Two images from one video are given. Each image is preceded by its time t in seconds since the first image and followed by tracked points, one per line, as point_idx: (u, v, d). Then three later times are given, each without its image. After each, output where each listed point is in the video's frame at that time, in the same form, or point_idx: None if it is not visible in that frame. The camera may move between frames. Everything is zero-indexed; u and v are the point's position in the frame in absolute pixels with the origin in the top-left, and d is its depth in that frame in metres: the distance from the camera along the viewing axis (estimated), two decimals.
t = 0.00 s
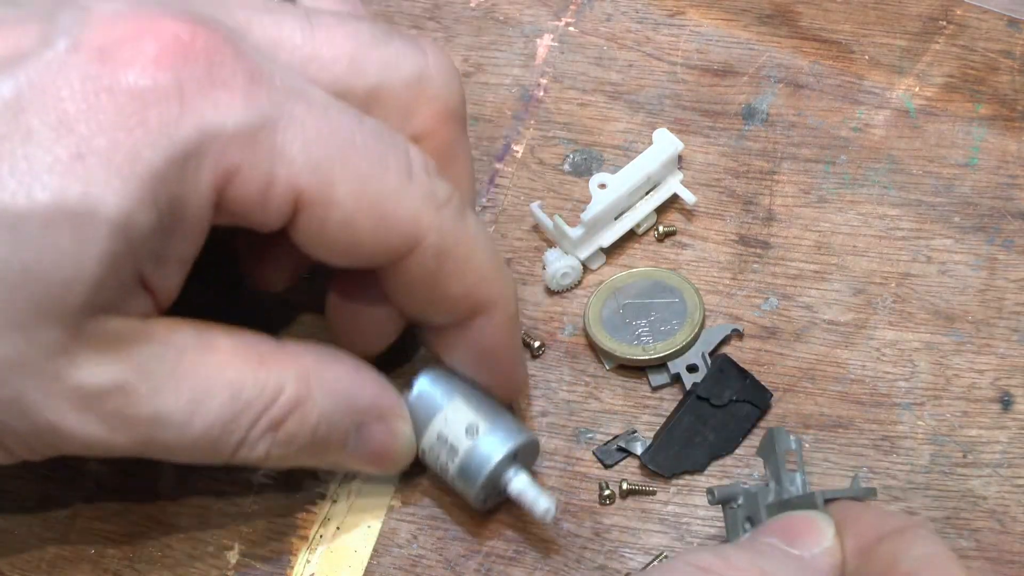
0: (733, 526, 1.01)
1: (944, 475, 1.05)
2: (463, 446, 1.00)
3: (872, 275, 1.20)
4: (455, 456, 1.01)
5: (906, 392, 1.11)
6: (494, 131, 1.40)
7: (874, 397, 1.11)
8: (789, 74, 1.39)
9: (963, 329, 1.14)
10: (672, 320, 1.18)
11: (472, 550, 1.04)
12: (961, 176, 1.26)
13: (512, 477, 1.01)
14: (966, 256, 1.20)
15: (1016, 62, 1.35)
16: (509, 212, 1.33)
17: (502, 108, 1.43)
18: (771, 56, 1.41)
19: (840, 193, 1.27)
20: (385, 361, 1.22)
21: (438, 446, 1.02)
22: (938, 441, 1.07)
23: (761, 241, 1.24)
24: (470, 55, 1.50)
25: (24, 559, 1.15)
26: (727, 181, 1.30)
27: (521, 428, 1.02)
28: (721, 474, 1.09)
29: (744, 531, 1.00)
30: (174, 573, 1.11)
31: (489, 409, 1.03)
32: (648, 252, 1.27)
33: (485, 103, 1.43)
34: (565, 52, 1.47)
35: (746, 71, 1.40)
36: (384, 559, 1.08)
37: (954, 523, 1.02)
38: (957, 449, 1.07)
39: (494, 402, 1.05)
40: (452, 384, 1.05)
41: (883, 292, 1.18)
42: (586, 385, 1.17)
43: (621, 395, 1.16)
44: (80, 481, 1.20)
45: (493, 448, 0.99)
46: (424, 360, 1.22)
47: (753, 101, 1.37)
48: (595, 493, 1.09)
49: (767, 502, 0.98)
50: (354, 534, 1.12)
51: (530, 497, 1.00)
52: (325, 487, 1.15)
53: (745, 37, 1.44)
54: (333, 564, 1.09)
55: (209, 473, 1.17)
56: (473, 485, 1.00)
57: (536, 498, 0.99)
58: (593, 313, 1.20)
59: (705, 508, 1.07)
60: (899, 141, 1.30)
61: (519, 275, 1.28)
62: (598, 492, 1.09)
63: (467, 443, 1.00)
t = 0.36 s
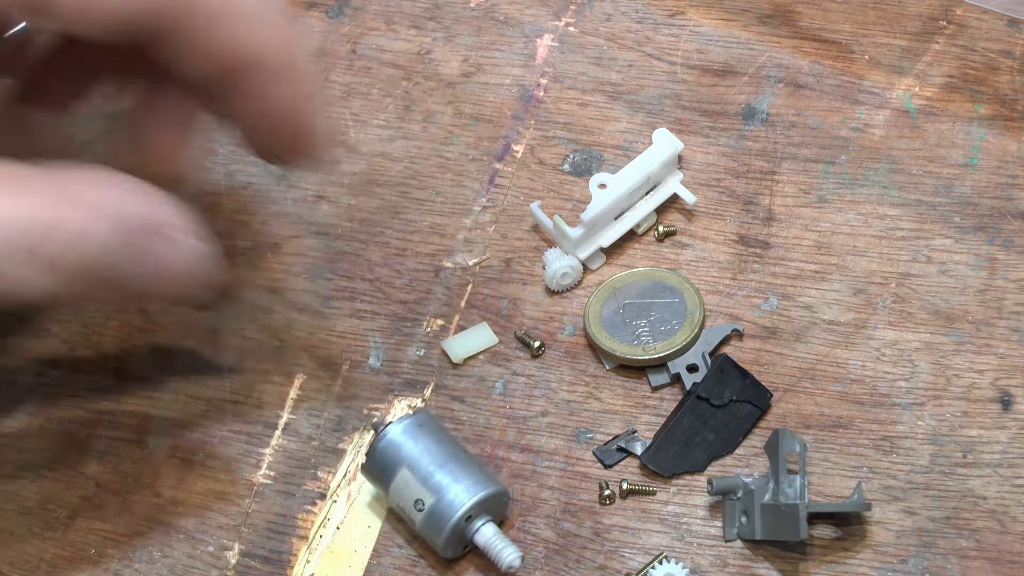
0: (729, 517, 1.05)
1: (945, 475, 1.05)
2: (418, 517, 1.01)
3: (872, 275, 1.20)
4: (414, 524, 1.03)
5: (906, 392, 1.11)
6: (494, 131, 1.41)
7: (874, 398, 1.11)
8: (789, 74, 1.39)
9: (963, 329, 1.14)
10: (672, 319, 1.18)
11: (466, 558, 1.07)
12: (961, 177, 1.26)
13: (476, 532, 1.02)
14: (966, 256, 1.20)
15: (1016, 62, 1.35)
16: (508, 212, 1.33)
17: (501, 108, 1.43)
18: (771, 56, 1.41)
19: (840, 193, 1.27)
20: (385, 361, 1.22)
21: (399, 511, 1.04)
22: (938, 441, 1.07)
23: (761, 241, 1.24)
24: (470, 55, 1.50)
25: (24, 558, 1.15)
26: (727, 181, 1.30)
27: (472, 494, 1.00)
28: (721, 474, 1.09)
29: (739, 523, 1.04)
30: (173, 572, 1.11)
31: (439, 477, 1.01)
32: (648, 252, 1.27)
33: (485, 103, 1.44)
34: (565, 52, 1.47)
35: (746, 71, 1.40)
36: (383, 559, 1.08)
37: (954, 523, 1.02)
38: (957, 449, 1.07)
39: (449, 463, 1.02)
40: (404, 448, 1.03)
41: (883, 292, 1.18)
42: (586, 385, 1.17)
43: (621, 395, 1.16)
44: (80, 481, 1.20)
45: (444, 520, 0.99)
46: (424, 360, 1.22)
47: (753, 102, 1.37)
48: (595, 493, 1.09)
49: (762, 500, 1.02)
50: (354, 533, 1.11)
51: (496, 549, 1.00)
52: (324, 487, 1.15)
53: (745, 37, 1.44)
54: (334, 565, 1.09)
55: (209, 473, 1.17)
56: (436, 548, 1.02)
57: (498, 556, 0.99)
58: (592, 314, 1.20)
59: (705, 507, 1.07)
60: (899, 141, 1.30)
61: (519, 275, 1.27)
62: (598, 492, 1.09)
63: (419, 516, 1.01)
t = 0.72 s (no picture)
0: (729, 517, 1.05)
1: (944, 475, 1.05)
2: (442, 491, 1.01)
3: (872, 275, 1.20)
4: (434, 500, 1.02)
5: (906, 392, 1.11)
6: (494, 131, 1.41)
7: (874, 398, 1.11)
8: (788, 74, 1.39)
9: (962, 329, 1.14)
10: (671, 320, 1.18)
11: (466, 557, 1.07)
12: (961, 177, 1.26)
13: (493, 516, 1.02)
14: (966, 256, 1.20)
15: (1016, 62, 1.35)
16: (508, 212, 1.33)
17: (501, 108, 1.43)
18: (771, 55, 1.41)
19: (840, 193, 1.27)
20: (385, 360, 1.22)
21: (419, 489, 1.03)
22: (938, 441, 1.07)
23: (761, 241, 1.24)
24: (470, 54, 1.50)
25: (24, 558, 1.15)
26: (727, 181, 1.30)
27: (496, 475, 1.01)
28: (721, 474, 1.09)
29: (739, 522, 1.04)
30: (173, 572, 1.11)
31: (466, 454, 1.02)
32: (648, 252, 1.27)
33: (486, 103, 1.43)
34: (565, 52, 1.48)
35: (746, 71, 1.40)
36: (383, 559, 1.08)
37: (954, 523, 1.02)
38: (957, 449, 1.07)
39: (475, 444, 1.04)
40: (433, 424, 1.04)
41: (883, 292, 1.18)
42: (587, 385, 1.17)
43: (621, 395, 1.16)
44: (80, 481, 1.20)
45: (471, 493, 1.00)
46: (424, 360, 1.22)
47: (753, 102, 1.37)
48: (595, 493, 1.10)
49: (762, 501, 1.02)
50: (354, 533, 1.11)
51: (512, 535, 1.00)
52: (324, 487, 1.14)
53: (745, 37, 1.44)
54: (334, 565, 1.09)
55: (209, 473, 1.17)
56: (453, 528, 1.01)
57: (516, 539, 1.00)
58: (592, 314, 1.20)
59: (705, 507, 1.07)
60: (899, 141, 1.30)
61: (519, 275, 1.27)
62: (598, 492, 1.09)
63: (443, 492, 1.01)
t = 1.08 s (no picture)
0: (729, 517, 1.05)
1: (945, 475, 1.05)
2: (442, 491, 1.01)
3: (873, 275, 1.20)
4: (435, 500, 1.01)
5: (906, 392, 1.11)
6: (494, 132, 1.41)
7: (874, 398, 1.11)
8: (788, 74, 1.39)
9: (962, 329, 1.14)
10: (672, 320, 1.20)
11: (467, 557, 1.06)
12: (961, 176, 1.26)
13: (494, 517, 1.02)
14: (966, 256, 1.20)
15: (1016, 63, 1.35)
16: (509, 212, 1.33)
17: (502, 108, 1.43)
18: (771, 55, 1.41)
19: (840, 193, 1.27)
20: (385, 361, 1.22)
21: (419, 488, 1.03)
22: (938, 441, 1.07)
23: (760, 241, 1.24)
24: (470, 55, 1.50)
25: (24, 559, 1.15)
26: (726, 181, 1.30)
27: (497, 475, 1.01)
28: (721, 474, 1.08)
29: (739, 523, 1.04)
30: (174, 573, 1.11)
31: (468, 454, 1.02)
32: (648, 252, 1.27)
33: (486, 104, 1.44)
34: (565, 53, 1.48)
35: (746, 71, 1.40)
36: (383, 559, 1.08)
37: (954, 523, 1.02)
38: (957, 449, 1.07)
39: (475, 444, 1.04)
40: (434, 424, 1.05)
41: (883, 292, 1.18)
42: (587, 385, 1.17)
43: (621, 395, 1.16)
44: (81, 481, 1.20)
45: (471, 493, 1.00)
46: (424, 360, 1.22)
47: (753, 101, 1.37)
48: (595, 493, 1.10)
49: (763, 501, 1.02)
50: (354, 533, 1.11)
51: (512, 535, 1.00)
52: (325, 487, 1.15)
53: (745, 37, 1.44)
54: (333, 565, 1.09)
55: (209, 473, 1.17)
56: (453, 528, 1.01)
57: (516, 540, 0.99)
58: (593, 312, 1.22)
59: (705, 508, 1.07)
60: (899, 141, 1.30)
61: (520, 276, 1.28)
62: (598, 492, 1.09)
63: (444, 491, 1.01)
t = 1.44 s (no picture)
0: (729, 518, 1.05)
1: (945, 475, 1.05)
2: (442, 491, 1.01)
3: (873, 275, 1.19)
4: (435, 500, 1.01)
5: (906, 392, 1.11)
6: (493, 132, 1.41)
7: (874, 398, 1.11)
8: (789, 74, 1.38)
9: (963, 329, 1.14)
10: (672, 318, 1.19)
11: (467, 557, 1.06)
12: (961, 177, 1.26)
13: (494, 516, 1.01)
14: (966, 256, 1.20)
15: (1016, 63, 1.35)
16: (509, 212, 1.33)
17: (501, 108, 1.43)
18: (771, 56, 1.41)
19: (840, 193, 1.27)
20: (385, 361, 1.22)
21: (419, 488, 1.03)
22: (938, 441, 1.07)
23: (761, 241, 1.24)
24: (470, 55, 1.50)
25: (24, 559, 1.15)
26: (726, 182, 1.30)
27: (496, 473, 1.02)
28: (721, 475, 1.09)
29: (739, 523, 1.04)
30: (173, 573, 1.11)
31: (468, 453, 1.03)
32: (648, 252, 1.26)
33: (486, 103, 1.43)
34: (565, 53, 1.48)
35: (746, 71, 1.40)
36: (384, 559, 1.08)
37: (954, 523, 1.02)
38: (958, 449, 1.07)
39: (476, 445, 1.04)
40: (434, 425, 1.05)
41: (883, 292, 1.18)
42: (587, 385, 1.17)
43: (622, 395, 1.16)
44: (81, 481, 1.20)
45: (471, 493, 1.00)
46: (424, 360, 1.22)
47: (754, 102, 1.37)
48: (594, 493, 1.10)
49: (762, 502, 1.02)
50: (354, 533, 1.11)
51: (512, 535, 1.00)
52: (324, 487, 1.15)
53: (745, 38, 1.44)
54: (333, 565, 1.09)
55: (209, 473, 1.17)
56: (453, 528, 1.01)
57: (516, 539, 0.99)
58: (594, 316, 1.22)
59: (705, 508, 1.07)
60: (899, 141, 1.30)
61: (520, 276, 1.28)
62: (598, 492, 1.09)
63: (444, 490, 1.01)
